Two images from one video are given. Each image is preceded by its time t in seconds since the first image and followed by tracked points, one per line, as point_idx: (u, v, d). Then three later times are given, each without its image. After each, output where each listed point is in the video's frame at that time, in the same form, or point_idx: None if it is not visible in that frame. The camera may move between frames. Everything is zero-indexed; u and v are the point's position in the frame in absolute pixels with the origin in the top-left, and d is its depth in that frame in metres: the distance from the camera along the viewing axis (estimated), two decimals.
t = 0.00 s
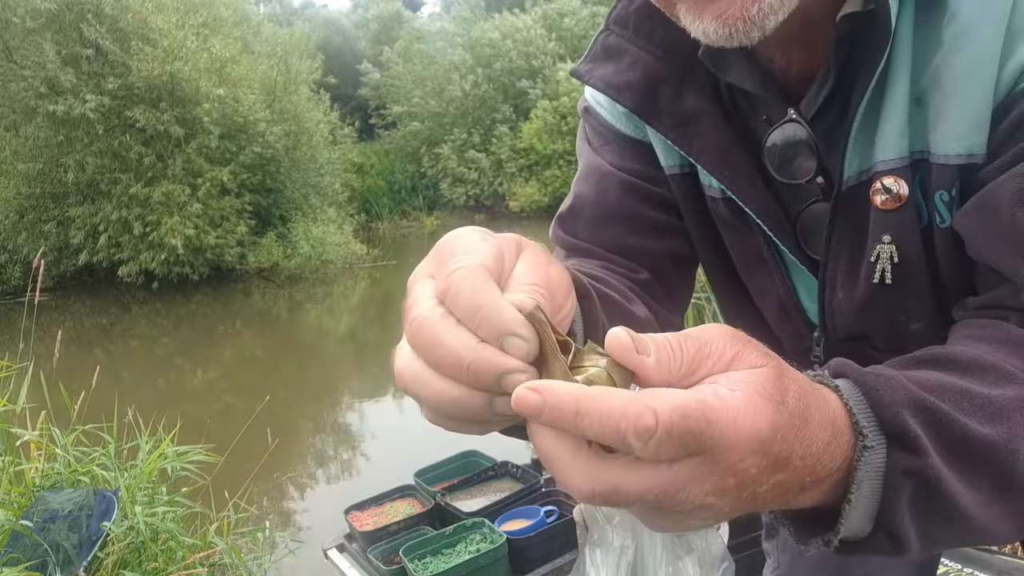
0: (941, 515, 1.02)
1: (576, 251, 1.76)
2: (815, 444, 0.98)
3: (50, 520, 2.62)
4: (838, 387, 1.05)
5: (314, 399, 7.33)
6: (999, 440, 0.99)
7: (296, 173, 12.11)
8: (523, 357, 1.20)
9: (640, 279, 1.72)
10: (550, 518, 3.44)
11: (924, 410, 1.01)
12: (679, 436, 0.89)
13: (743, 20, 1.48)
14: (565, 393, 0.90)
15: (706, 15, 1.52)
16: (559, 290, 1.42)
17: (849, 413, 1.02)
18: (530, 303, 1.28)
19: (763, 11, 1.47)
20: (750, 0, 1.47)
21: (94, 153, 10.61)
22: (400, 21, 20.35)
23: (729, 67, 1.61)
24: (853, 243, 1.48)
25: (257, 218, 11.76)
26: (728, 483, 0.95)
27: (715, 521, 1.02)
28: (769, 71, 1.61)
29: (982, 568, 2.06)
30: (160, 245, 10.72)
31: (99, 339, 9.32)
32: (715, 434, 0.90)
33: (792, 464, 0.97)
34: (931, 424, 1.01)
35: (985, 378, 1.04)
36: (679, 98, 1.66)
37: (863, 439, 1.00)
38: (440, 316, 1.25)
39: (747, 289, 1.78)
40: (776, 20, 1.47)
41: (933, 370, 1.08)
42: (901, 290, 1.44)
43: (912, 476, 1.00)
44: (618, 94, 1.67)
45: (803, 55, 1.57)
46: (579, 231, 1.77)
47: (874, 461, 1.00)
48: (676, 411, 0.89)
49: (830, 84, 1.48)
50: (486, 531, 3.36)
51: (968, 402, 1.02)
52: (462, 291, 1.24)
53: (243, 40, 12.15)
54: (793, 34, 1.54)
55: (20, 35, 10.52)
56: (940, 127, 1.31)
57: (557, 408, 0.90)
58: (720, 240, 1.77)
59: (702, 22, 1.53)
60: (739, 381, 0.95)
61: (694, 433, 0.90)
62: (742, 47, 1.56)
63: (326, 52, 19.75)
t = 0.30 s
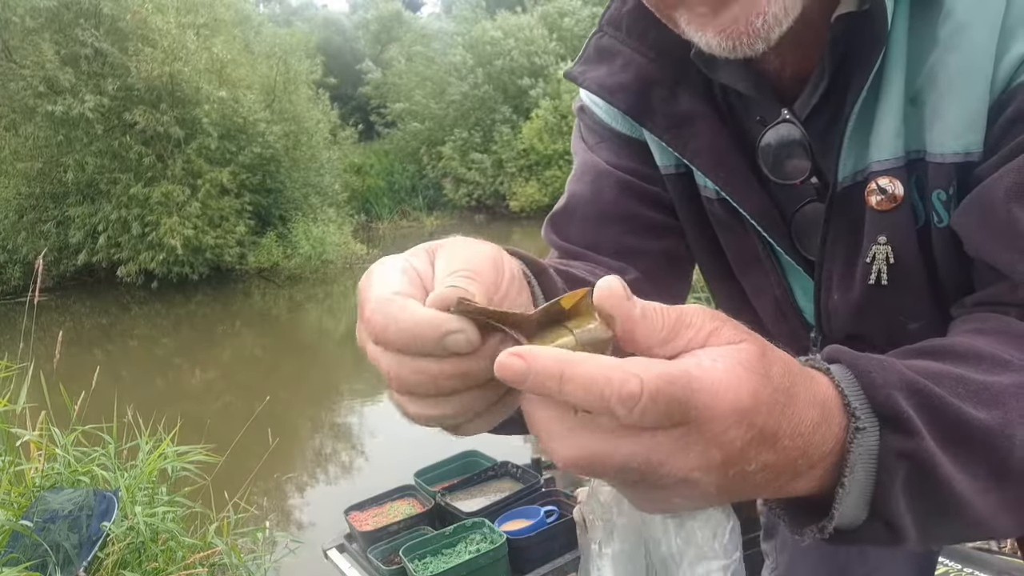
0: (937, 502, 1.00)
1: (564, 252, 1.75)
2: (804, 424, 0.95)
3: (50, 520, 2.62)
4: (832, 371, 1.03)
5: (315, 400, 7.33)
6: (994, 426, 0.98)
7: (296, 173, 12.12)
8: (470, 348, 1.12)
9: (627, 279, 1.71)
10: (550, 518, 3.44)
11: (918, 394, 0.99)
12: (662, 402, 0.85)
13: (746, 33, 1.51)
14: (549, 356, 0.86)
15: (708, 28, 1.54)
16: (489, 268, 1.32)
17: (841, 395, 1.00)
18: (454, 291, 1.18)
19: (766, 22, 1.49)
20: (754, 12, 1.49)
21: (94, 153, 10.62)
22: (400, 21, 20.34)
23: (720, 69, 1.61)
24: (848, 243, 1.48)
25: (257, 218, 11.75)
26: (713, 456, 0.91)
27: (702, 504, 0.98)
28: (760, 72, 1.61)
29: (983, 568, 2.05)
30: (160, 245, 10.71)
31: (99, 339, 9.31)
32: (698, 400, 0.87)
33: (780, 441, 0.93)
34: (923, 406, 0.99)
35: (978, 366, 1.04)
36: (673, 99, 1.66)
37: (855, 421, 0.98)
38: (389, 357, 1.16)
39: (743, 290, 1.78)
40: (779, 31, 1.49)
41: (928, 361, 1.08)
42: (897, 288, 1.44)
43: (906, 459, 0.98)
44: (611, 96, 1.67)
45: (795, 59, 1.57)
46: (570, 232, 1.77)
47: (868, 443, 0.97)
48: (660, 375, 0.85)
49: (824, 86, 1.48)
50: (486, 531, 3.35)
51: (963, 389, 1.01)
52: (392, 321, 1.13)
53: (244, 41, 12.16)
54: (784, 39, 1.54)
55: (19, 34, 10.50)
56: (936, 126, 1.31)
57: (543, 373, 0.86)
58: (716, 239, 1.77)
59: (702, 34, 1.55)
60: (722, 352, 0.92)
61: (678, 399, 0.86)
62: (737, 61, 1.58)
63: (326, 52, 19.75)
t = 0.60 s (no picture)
0: (945, 519, 1.00)
1: (558, 260, 1.77)
2: (808, 441, 0.95)
3: (50, 520, 2.62)
4: (836, 390, 1.04)
5: (315, 399, 7.35)
6: (998, 440, 0.98)
7: (296, 173, 12.14)
8: (440, 386, 1.16)
9: (618, 286, 1.73)
10: (550, 518, 3.44)
11: (921, 409, 0.99)
12: (652, 423, 0.88)
13: (727, 48, 1.53)
14: (539, 391, 0.91)
15: (688, 41, 1.56)
16: (461, 304, 1.33)
17: (846, 415, 1.00)
18: (419, 330, 1.21)
19: (747, 38, 1.51)
20: (732, 29, 1.52)
21: (94, 153, 10.62)
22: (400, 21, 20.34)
23: (714, 79, 1.62)
24: (843, 251, 1.48)
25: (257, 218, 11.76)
26: (718, 473, 0.92)
27: (718, 525, 0.99)
28: (753, 78, 1.63)
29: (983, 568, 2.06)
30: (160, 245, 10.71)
31: (99, 339, 9.32)
32: (693, 418, 0.89)
33: (785, 458, 0.94)
34: (925, 423, 0.99)
35: (983, 380, 1.04)
36: (665, 107, 1.67)
37: (862, 437, 0.99)
38: (369, 407, 1.22)
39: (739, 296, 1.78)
40: (757, 46, 1.52)
41: (930, 376, 1.08)
42: (895, 297, 1.44)
43: (916, 475, 0.98)
44: (604, 103, 1.69)
45: (790, 65, 1.60)
46: (563, 239, 1.79)
47: (876, 461, 0.98)
48: (650, 399, 0.87)
49: (818, 94, 1.50)
50: (486, 531, 3.36)
51: (967, 402, 1.01)
52: (362, 377, 1.19)
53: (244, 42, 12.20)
54: (775, 45, 1.56)
55: (19, 34, 10.49)
56: (932, 135, 1.32)
57: (533, 408, 0.91)
58: (711, 246, 1.77)
59: (684, 46, 1.57)
60: (721, 368, 0.93)
61: (672, 419, 0.88)
62: (722, 75, 1.61)
63: (326, 52, 19.78)
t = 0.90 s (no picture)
0: (943, 520, 1.00)
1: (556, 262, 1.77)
2: (805, 450, 0.95)
3: (50, 520, 2.62)
4: (833, 396, 1.03)
5: (314, 399, 7.35)
6: (996, 441, 0.98)
7: (296, 173, 12.13)
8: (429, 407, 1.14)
9: (617, 289, 1.73)
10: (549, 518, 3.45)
11: (916, 410, 1.00)
12: (655, 435, 0.86)
13: (708, 54, 1.54)
14: (539, 408, 0.94)
15: (674, 44, 1.57)
16: (474, 319, 1.33)
17: (842, 417, 1.00)
18: (434, 346, 1.19)
19: (728, 45, 1.52)
20: (715, 34, 1.52)
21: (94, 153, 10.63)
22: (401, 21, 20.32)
23: (712, 80, 1.62)
24: (840, 253, 1.49)
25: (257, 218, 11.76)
26: (728, 487, 0.90)
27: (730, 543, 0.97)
28: (751, 80, 1.63)
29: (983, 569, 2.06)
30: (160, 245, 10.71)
31: (99, 339, 9.32)
32: (696, 430, 0.87)
33: (786, 467, 0.93)
34: (922, 424, 1.00)
35: (981, 382, 1.04)
36: (662, 109, 1.67)
37: (858, 439, 0.98)
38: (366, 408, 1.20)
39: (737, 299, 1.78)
40: (740, 53, 1.52)
41: (926, 377, 1.08)
42: (893, 300, 1.44)
43: (913, 477, 0.98)
44: (601, 106, 1.70)
45: (784, 68, 1.60)
46: (560, 242, 1.79)
47: (873, 462, 0.98)
48: (650, 413, 0.86)
49: (815, 96, 1.50)
50: (486, 531, 3.36)
51: (961, 403, 1.01)
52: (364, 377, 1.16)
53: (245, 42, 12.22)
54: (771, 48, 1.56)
55: (19, 34, 10.50)
56: (929, 138, 1.32)
57: (531, 421, 0.93)
58: (708, 249, 1.78)
59: (669, 49, 1.58)
60: (720, 381, 0.93)
61: (676, 431, 0.86)
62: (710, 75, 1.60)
63: (326, 52, 19.79)
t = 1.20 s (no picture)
0: (936, 513, 1.00)
1: (561, 264, 1.77)
2: (801, 442, 0.96)
3: (50, 520, 2.62)
4: (818, 389, 1.04)
5: (315, 399, 7.36)
6: (984, 435, 0.98)
7: (296, 173, 12.14)
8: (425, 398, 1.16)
9: (629, 289, 1.74)
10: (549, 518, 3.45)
11: (900, 402, 1.00)
12: (691, 442, 0.87)
13: (707, 53, 1.54)
14: (559, 439, 0.89)
15: (674, 42, 1.57)
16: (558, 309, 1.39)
17: (828, 409, 1.01)
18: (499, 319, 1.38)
19: (726, 44, 1.52)
20: (714, 34, 1.53)
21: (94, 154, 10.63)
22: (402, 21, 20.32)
23: (713, 80, 1.63)
24: (838, 251, 1.49)
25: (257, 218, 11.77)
26: (752, 485, 0.92)
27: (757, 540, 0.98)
28: (751, 80, 1.63)
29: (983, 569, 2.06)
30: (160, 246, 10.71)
31: (99, 339, 9.32)
32: (719, 430, 0.89)
33: (793, 460, 0.95)
34: (908, 416, 1.00)
35: (970, 376, 1.04)
36: (663, 109, 1.67)
37: (846, 430, 0.99)
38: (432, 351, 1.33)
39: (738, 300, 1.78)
40: (739, 53, 1.53)
41: (917, 374, 1.08)
42: (888, 299, 1.44)
43: (903, 467, 0.97)
44: (601, 106, 1.70)
45: (783, 68, 1.60)
46: (563, 245, 1.80)
47: (862, 452, 0.98)
48: (677, 421, 0.88)
49: (815, 95, 1.51)
50: (486, 531, 3.36)
51: (953, 398, 1.01)
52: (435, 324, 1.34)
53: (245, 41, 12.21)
54: (770, 46, 1.57)
55: (19, 34, 10.48)
56: (926, 137, 1.32)
57: (557, 455, 0.89)
58: (711, 250, 1.78)
59: (669, 46, 1.58)
60: (716, 381, 0.95)
61: (703, 436, 0.88)
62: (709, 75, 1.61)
63: (327, 52, 19.80)
